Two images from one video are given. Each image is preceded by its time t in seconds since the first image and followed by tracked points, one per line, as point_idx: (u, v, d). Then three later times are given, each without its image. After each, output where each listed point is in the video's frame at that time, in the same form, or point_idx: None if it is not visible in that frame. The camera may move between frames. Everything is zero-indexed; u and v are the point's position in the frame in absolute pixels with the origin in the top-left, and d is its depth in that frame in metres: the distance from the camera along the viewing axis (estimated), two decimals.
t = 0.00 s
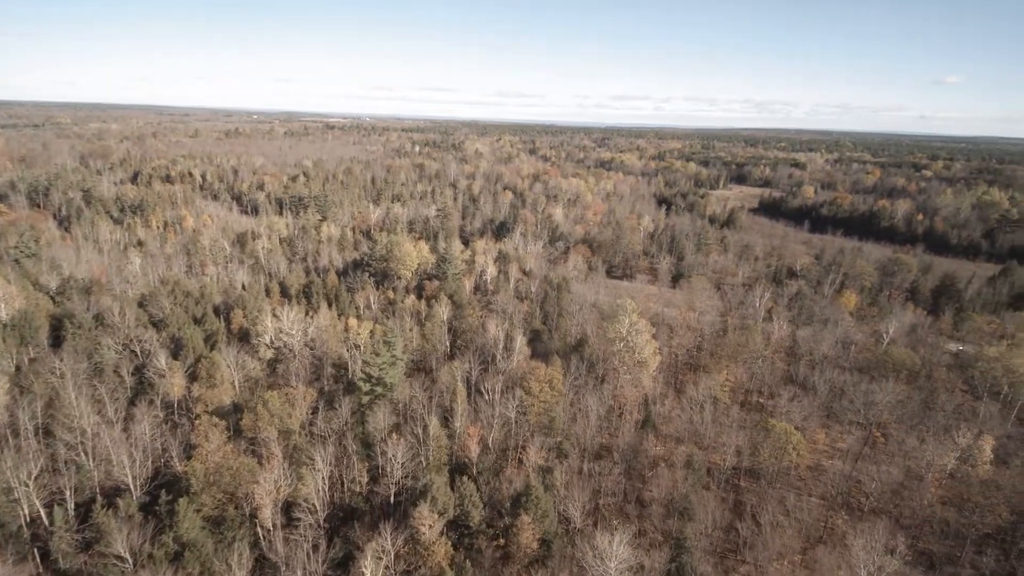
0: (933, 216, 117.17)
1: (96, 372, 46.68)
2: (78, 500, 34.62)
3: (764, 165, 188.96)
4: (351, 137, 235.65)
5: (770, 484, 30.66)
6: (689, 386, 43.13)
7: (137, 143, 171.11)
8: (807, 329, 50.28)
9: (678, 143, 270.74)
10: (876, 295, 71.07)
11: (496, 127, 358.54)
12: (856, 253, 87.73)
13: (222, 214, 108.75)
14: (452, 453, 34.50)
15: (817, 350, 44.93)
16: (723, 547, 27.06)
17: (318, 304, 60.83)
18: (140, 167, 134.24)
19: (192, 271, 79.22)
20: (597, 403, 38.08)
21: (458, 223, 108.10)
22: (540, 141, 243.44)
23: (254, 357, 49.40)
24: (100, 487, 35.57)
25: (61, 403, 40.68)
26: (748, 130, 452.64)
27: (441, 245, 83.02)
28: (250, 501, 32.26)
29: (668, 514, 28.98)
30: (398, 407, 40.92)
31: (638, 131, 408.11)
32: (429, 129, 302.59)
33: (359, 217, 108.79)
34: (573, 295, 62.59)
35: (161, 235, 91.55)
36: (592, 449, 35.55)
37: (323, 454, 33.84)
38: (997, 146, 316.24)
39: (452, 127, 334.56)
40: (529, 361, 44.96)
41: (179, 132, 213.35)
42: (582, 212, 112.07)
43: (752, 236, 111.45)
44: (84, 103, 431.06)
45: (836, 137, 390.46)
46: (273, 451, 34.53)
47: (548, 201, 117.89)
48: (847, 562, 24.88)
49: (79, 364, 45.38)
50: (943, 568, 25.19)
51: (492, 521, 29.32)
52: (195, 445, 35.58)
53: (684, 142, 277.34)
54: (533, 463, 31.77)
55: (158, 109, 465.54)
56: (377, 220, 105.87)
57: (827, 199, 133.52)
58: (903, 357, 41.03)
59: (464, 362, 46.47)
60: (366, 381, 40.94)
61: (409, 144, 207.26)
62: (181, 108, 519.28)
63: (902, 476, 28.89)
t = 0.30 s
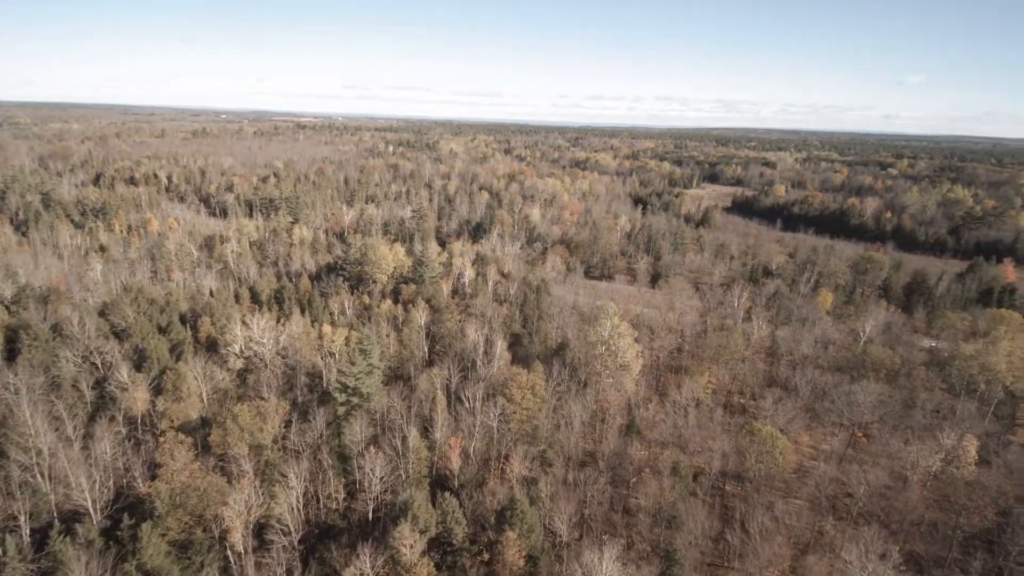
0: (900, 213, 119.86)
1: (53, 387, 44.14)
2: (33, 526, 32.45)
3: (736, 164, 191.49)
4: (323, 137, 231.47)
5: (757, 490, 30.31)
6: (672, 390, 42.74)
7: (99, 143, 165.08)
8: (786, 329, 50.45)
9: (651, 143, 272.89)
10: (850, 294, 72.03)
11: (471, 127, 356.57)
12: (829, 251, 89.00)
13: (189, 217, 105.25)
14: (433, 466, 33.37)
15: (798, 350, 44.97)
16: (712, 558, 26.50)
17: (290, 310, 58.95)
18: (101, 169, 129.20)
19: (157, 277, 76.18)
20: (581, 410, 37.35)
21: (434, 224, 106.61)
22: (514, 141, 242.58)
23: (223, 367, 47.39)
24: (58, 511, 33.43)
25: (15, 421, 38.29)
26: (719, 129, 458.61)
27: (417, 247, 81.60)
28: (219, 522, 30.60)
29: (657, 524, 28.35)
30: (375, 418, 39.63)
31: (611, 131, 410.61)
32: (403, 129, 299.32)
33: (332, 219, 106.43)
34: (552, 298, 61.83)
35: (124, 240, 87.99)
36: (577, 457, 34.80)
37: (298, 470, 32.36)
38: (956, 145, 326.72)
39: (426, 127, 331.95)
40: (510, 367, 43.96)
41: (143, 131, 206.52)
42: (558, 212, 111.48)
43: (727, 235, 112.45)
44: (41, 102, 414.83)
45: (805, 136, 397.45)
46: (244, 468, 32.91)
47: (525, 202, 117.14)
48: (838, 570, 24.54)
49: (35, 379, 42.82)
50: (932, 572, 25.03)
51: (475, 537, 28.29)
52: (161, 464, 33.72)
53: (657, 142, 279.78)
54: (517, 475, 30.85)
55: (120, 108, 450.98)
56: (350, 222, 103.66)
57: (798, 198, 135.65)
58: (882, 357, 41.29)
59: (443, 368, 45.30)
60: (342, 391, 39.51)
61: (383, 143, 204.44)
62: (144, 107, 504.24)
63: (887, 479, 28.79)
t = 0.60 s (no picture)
0: (868, 211, 122.41)
1: (6, 403, 41.51)
2: None
3: (709, 163, 193.60)
4: (293, 136, 226.86)
5: (745, 496, 29.88)
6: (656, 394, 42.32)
7: (57, 143, 158.45)
8: (766, 329, 50.50)
9: (624, 142, 274.57)
10: (825, 292, 72.85)
11: (445, 126, 354.04)
12: (802, 249, 90.08)
13: (154, 219, 101.44)
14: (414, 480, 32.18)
15: (778, 351, 45.00)
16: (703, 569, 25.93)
17: (261, 317, 56.88)
18: (59, 170, 123.79)
19: (120, 284, 72.94)
20: (564, 417, 36.58)
21: (409, 225, 104.85)
22: (489, 140, 241.38)
23: (189, 380, 45.42)
24: (11, 539, 31.25)
25: None
26: (690, 128, 465.08)
27: (392, 250, 79.91)
28: (186, 547, 28.99)
29: (646, 535, 27.70)
30: (352, 430, 38.21)
31: (585, 131, 412.19)
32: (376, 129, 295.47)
33: (304, 221, 103.82)
34: (532, 300, 60.99)
35: (84, 244, 84.16)
36: (562, 467, 33.99)
37: (270, 488, 30.87)
38: (917, 143, 336.50)
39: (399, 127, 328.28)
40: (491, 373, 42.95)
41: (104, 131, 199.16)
42: (535, 212, 110.71)
43: (703, 234, 113.22)
44: None
45: (773, 135, 405.59)
46: (212, 488, 31.25)
47: (501, 202, 116.12)
48: None
49: None
50: None
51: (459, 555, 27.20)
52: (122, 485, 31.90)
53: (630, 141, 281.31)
54: (501, 488, 29.88)
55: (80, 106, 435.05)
56: (323, 223, 101.27)
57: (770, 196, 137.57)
58: (862, 356, 41.46)
59: (421, 375, 44.04)
60: (316, 402, 37.99)
61: (355, 143, 201.11)
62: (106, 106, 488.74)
63: (874, 482, 28.64)
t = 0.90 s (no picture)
0: (838, 209, 124.76)
1: None
2: None
3: (681, 162, 195.78)
4: (262, 136, 221.58)
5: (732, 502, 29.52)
6: (638, 398, 41.87)
7: (12, 144, 151.78)
8: (745, 329, 50.51)
9: (598, 141, 275.82)
10: (800, 290, 73.56)
11: (418, 126, 350.79)
12: (776, 247, 91.02)
13: (117, 223, 97.52)
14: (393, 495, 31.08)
15: (758, 351, 44.92)
16: None
17: (230, 326, 54.77)
18: (13, 172, 118.28)
19: (80, 292, 69.65)
20: (547, 425, 35.76)
21: (384, 226, 102.97)
22: (463, 140, 239.68)
23: (153, 393, 43.35)
24: None
25: None
26: (662, 128, 470.12)
27: (366, 252, 78.14)
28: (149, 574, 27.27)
29: (634, 547, 27.07)
30: (327, 443, 36.75)
31: (558, 130, 413.10)
32: (347, 129, 290.88)
33: (275, 223, 101.04)
34: (511, 303, 60.04)
35: (41, 250, 80.29)
36: (546, 477, 33.19)
37: (241, 508, 29.35)
38: (881, 142, 345.63)
39: (371, 126, 323.95)
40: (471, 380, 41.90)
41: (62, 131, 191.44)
42: (511, 213, 109.74)
43: (678, 233, 113.86)
44: None
45: (742, 134, 412.75)
46: (178, 510, 29.58)
47: (476, 202, 114.91)
48: None
49: None
50: None
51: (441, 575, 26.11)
52: (80, 510, 29.98)
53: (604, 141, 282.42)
54: (484, 502, 28.89)
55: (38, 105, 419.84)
56: (294, 226, 98.63)
57: (742, 195, 139.33)
58: (841, 356, 41.59)
59: (399, 384, 42.71)
60: (289, 416, 36.41)
61: (327, 143, 197.45)
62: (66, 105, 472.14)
63: (861, 487, 28.50)
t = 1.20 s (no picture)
0: (808, 207, 126.82)
1: None
2: None
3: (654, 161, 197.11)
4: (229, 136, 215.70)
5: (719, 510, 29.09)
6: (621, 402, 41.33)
7: None
8: (725, 330, 50.40)
9: (572, 140, 276.16)
10: (775, 289, 74.16)
11: (390, 125, 346.42)
12: (750, 246, 91.78)
13: (75, 227, 93.32)
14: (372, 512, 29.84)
15: (738, 352, 44.80)
16: None
17: (197, 335, 52.53)
18: None
19: (35, 300, 66.17)
20: (529, 433, 34.86)
21: (357, 228, 100.81)
22: (436, 139, 237.17)
23: (113, 409, 41.12)
24: None
25: None
26: (635, 127, 473.90)
27: (339, 255, 76.20)
28: None
29: (623, 561, 26.39)
30: (300, 457, 35.24)
31: (532, 129, 412.97)
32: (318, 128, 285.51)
33: (243, 225, 97.98)
34: (489, 306, 58.93)
35: None
36: (530, 488, 32.33)
37: (208, 531, 27.76)
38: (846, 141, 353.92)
39: (342, 125, 318.86)
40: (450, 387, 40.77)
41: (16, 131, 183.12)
42: (487, 213, 108.49)
43: (654, 233, 114.20)
44: None
45: (712, 133, 418.68)
46: (141, 536, 27.85)
47: (451, 203, 113.40)
48: None
49: None
50: None
51: None
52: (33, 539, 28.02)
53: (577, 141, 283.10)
54: (467, 517, 27.84)
55: None
56: (264, 228, 95.76)
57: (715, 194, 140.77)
58: (820, 356, 41.62)
59: (374, 393, 41.29)
60: (260, 431, 34.78)
61: (296, 143, 193.15)
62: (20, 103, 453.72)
63: (847, 491, 28.32)
